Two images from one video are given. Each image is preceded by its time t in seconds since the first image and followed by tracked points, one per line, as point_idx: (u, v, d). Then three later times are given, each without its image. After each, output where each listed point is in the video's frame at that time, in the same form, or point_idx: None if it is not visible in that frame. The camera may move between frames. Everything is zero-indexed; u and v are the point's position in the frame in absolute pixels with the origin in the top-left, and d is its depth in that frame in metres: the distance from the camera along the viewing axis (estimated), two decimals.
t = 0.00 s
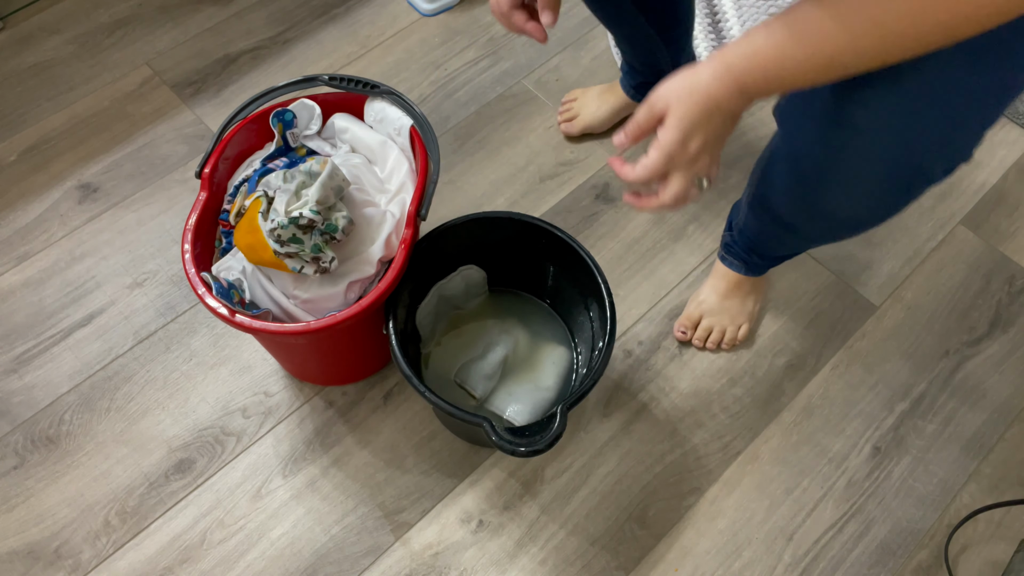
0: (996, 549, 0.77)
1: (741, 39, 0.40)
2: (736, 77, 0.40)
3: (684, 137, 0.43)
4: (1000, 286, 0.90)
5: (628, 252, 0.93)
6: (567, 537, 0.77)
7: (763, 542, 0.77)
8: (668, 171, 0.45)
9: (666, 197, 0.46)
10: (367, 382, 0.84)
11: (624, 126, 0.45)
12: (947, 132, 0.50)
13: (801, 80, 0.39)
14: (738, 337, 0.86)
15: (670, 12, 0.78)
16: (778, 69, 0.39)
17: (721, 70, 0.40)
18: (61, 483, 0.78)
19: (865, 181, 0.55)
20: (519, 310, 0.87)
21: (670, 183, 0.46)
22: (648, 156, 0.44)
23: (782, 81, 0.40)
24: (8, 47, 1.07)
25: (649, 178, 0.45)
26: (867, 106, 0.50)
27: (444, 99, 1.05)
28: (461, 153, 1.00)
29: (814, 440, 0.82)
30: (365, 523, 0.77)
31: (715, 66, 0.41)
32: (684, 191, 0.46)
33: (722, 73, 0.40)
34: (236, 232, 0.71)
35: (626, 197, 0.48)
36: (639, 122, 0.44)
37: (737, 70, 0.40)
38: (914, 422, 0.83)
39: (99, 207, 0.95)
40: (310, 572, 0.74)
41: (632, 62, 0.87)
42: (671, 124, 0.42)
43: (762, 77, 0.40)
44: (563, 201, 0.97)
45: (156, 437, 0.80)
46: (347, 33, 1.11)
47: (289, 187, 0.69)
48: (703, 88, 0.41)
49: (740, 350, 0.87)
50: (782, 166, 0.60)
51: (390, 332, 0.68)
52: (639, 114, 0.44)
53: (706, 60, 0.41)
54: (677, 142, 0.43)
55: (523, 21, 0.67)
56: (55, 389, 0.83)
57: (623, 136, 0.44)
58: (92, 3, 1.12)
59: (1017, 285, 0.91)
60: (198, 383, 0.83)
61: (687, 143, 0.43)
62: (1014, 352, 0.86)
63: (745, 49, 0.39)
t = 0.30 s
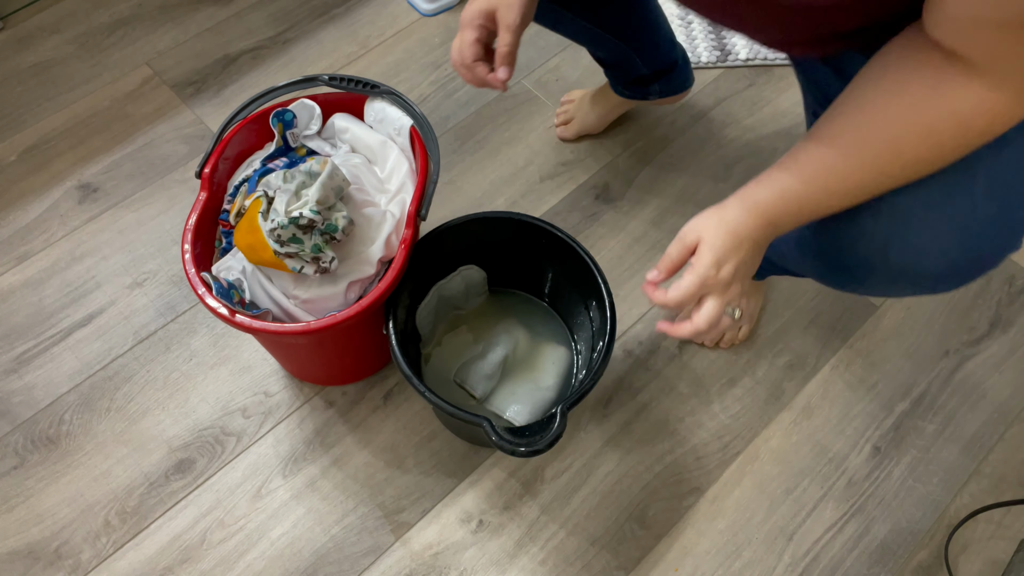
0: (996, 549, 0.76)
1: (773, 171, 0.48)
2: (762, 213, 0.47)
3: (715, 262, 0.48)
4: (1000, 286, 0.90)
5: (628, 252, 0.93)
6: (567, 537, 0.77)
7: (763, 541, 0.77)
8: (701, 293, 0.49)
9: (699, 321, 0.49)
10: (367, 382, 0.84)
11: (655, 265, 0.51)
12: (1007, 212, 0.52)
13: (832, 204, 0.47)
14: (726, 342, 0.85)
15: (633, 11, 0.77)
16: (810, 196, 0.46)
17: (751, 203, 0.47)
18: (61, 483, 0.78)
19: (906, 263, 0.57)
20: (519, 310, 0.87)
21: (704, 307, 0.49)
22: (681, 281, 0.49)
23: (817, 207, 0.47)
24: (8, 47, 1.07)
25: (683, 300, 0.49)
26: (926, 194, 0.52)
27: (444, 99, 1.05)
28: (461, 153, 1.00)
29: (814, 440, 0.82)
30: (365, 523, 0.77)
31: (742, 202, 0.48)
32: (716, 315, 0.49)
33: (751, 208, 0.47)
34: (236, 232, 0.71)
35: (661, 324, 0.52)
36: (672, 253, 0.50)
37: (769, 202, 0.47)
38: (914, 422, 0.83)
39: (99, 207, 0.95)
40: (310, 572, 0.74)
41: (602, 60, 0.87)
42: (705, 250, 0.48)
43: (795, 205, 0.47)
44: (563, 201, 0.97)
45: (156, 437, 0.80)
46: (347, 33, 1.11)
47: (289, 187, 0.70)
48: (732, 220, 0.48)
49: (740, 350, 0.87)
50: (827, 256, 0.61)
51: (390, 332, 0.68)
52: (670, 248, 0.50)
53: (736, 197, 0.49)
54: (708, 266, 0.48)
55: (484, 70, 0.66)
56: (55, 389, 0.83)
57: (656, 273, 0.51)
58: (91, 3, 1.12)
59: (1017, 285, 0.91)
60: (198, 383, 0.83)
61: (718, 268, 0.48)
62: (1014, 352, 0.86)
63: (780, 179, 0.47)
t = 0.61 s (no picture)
0: (996, 549, 0.76)
1: (768, 185, 0.54)
2: (758, 224, 0.53)
3: (706, 287, 0.52)
4: (1000, 286, 0.90)
5: (628, 252, 0.93)
6: (567, 537, 0.77)
7: (763, 542, 0.77)
8: (694, 320, 0.53)
9: (691, 347, 0.54)
10: (367, 381, 0.84)
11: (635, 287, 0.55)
12: (982, 242, 0.61)
13: (823, 217, 0.54)
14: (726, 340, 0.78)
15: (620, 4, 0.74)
16: (812, 206, 0.53)
17: (745, 217, 0.53)
18: (61, 483, 0.78)
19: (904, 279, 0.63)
20: (520, 310, 0.87)
21: (694, 333, 0.54)
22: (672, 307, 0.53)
23: (809, 218, 0.54)
24: (8, 47, 1.07)
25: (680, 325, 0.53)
26: (913, 223, 0.60)
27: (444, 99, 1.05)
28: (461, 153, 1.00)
29: (814, 440, 0.82)
30: (365, 523, 0.77)
31: (733, 216, 0.54)
32: (706, 340, 0.54)
33: (747, 217, 0.53)
34: (236, 232, 0.71)
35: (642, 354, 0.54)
36: (657, 276, 0.54)
37: (771, 209, 0.53)
38: (914, 422, 0.83)
39: (99, 207, 0.95)
40: (310, 572, 0.74)
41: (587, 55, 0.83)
42: (697, 273, 0.53)
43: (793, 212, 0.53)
44: (564, 201, 0.97)
45: (156, 437, 0.80)
46: (347, 33, 1.10)
47: (289, 187, 0.70)
48: (723, 236, 0.53)
49: (740, 349, 0.87)
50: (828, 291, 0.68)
51: (390, 332, 0.67)
52: (654, 269, 0.54)
53: (730, 211, 0.54)
54: (701, 292, 0.52)
55: (428, 162, 0.67)
56: (55, 389, 0.83)
57: (638, 295, 0.54)
58: (92, 3, 1.12)
59: (1017, 285, 0.90)
60: (197, 383, 0.83)
61: (707, 293, 0.53)
62: (1014, 352, 0.86)
63: (780, 191, 0.53)
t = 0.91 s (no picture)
0: (996, 549, 0.76)
1: (796, 147, 0.53)
2: (790, 184, 0.52)
3: (740, 258, 0.49)
4: (1000, 286, 0.90)
5: (628, 252, 0.93)
6: (567, 537, 0.77)
7: (764, 541, 0.77)
8: (723, 294, 0.50)
9: (717, 323, 0.52)
10: (367, 381, 0.84)
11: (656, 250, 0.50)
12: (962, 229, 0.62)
13: (848, 183, 0.54)
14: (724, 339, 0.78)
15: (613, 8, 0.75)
16: (841, 169, 0.53)
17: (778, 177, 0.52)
18: (60, 483, 0.78)
19: (888, 261, 0.64)
20: (519, 310, 0.87)
21: (720, 307, 0.52)
22: (702, 278, 0.50)
23: (836, 183, 0.54)
24: (8, 47, 1.07)
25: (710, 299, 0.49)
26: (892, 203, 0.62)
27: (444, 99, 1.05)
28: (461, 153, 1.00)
29: (814, 440, 0.82)
30: (365, 523, 0.77)
31: (766, 177, 0.52)
32: (732, 315, 0.52)
33: (781, 178, 0.52)
34: (236, 232, 0.71)
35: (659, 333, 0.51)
36: (688, 239, 0.49)
37: (802, 170, 0.52)
38: (914, 422, 0.83)
39: (99, 207, 0.95)
40: (310, 572, 0.74)
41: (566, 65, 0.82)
42: (730, 241, 0.50)
43: (821, 175, 0.53)
44: (564, 201, 0.97)
45: (156, 437, 0.80)
46: (347, 33, 1.11)
47: (289, 187, 0.70)
48: (758, 196, 0.51)
49: (740, 349, 0.87)
50: (817, 286, 0.69)
51: (390, 331, 0.67)
52: (683, 231, 0.49)
53: (763, 170, 0.52)
54: (735, 263, 0.49)
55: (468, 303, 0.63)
56: (55, 389, 0.83)
57: (661, 258, 0.50)
58: (92, 3, 1.12)
59: (1017, 285, 0.91)
60: (197, 383, 0.83)
61: (742, 263, 0.50)
62: (1014, 352, 0.86)
63: (810, 152, 0.53)
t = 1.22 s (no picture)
0: (996, 550, 0.76)
1: (816, 142, 0.52)
2: (809, 180, 0.51)
3: (771, 278, 0.48)
4: (1000, 286, 0.90)
5: (628, 252, 0.93)
6: (567, 538, 0.77)
7: (763, 541, 0.77)
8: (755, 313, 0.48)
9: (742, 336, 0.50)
10: (367, 381, 0.84)
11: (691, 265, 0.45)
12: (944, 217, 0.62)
13: (866, 178, 0.54)
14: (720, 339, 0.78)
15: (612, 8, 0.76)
16: (861, 162, 0.52)
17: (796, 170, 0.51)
18: (61, 483, 0.78)
19: (870, 249, 0.64)
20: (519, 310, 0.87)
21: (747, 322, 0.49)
22: (735, 298, 0.47)
23: (856, 179, 0.53)
24: (7, 47, 1.07)
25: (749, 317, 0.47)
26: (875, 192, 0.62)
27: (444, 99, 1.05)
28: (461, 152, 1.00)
29: (814, 440, 0.82)
30: (365, 523, 0.77)
31: (787, 177, 0.50)
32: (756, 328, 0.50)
33: (808, 177, 0.51)
34: (236, 232, 0.71)
35: (685, 346, 0.49)
36: (726, 258, 0.46)
37: (825, 167, 0.51)
38: (914, 422, 0.83)
39: (99, 207, 0.95)
40: (310, 572, 0.74)
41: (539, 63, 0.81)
42: (767, 259, 0.48)
43: (841, 169, 0.52)
44: (564, 201, 0.97)
45: (156, 437, 0.80)
46: (347, 33, 1.11)
47: (289, 187, 0.70)
48: (787, 198, 0.49)
49: (740, 349, 0.87)
50: (801, 278, 0.69)
51: (391, 331, 0.67)
52: (719, 248, 0.46)
53: (788, 168, 0.51)
54: (767, 283, 0.48)
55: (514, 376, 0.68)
56: (55, 389, 0.83)
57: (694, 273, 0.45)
58: (92, 3, 1.12)
59: (1017, 285, 0.90)
60: (197, 383, 0.83)
61: (772, 281, 0.48)
62: (1014, 352, 0.86)
63: (833, 147, 0.52)
